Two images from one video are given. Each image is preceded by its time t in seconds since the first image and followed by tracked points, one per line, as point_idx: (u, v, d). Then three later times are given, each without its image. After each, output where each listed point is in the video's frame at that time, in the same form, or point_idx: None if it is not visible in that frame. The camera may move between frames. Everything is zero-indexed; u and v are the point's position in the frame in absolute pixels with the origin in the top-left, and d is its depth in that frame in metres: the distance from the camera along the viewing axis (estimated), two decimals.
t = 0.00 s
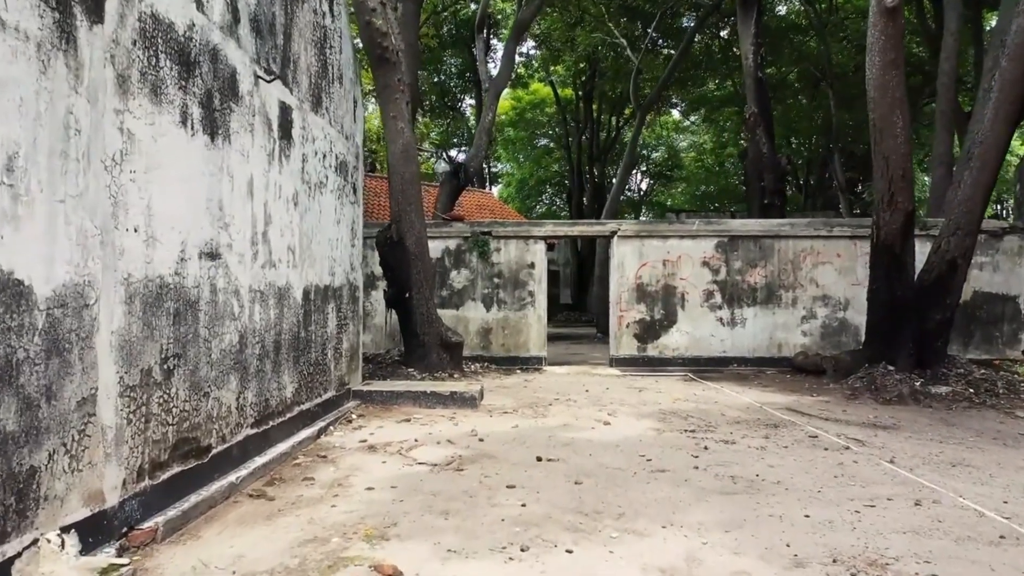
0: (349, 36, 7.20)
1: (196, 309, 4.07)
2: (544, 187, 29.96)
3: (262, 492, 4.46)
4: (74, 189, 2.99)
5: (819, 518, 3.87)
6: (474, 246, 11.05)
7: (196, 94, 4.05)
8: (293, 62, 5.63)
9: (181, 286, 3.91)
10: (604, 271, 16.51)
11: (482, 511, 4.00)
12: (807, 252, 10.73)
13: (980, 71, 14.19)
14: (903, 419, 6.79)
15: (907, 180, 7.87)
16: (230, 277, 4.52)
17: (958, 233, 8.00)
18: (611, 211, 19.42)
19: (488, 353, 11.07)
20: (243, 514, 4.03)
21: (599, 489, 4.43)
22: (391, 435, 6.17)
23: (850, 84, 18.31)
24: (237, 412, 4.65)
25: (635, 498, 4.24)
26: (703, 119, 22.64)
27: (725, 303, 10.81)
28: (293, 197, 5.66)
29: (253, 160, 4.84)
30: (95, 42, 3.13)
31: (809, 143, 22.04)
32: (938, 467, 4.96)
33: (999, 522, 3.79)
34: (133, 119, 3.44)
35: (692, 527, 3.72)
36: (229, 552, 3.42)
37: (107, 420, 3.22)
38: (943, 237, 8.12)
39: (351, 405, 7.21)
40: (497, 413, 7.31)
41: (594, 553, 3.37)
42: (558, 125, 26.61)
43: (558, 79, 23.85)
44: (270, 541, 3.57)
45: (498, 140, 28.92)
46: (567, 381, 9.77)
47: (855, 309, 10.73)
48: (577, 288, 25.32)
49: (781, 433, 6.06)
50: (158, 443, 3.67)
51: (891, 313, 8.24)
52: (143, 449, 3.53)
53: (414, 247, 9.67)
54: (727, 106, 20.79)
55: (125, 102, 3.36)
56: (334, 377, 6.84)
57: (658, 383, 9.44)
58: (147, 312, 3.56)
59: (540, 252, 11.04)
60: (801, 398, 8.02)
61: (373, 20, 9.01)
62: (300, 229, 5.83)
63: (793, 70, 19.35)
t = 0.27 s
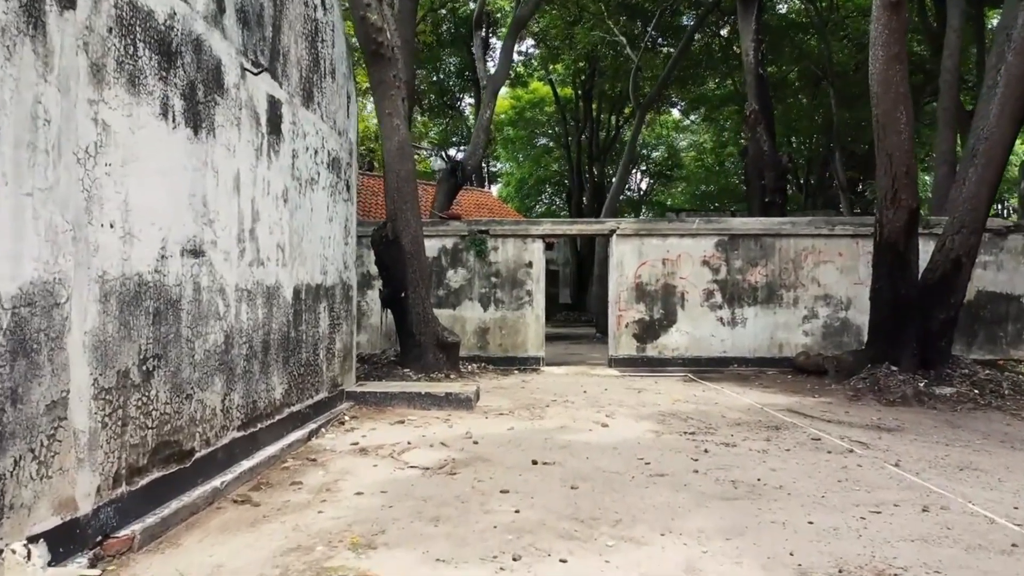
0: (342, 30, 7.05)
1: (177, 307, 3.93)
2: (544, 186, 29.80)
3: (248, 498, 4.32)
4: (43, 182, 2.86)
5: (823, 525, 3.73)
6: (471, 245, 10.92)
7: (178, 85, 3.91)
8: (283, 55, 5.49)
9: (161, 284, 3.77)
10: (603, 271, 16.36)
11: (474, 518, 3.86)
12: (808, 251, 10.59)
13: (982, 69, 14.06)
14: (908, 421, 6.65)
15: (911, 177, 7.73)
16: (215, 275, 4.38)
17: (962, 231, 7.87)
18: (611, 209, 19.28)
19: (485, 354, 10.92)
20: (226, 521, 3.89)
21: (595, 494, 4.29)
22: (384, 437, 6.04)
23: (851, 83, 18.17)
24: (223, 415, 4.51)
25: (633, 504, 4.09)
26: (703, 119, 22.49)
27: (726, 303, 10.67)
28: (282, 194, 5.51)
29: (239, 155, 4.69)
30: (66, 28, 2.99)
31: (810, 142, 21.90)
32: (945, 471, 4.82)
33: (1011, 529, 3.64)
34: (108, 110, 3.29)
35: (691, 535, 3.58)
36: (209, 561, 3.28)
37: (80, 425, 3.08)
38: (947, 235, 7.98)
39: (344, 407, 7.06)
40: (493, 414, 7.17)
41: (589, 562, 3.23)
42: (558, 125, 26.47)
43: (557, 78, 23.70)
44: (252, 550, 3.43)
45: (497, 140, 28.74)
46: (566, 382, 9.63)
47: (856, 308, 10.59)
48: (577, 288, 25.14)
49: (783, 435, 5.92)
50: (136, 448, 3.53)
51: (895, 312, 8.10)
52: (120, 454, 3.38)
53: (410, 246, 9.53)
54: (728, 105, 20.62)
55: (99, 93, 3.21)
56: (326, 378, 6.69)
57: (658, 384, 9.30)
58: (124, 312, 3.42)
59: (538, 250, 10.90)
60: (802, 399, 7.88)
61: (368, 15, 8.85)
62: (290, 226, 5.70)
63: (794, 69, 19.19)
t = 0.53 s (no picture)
0: (335, 22, 6.89)
1: (159, 305, 3.78)
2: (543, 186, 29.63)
3: (233, 502, 4.17)
4: (7, 170, 2.70)
5: (831, 531, 3.58)
6: (468, 243, 10.77)
7: (158, 73, 3.75)
8: (272, 46, 5.33)
9: (141, 280, 3.62)
10: (603, 270, 16.20)
11: (467, 523, 3.71)
12: (811, 249, 10.43)
13: (986, 67, 13.94)
14: (914, 422, 6.49)
15: (917, 173, 7.57)
16: (200, 272, 4.23)
17: (969, 229, 7.71)
18: (611, 208, 19.13)
19: (483, 353, 10.77)
20: (208, 527, 3.73)
21: (593, 498, 4.14)
22: (377, 439, 5.89)
23: (853, 81, 18.00)
24: (208, 416, 4.36)
25: (632, 509, 3.94)
26: (704, 117, 22.33)
27: (727, 302, 10.52)
28: (272, 188, 5.36)
29: (226, 148, 4.54)
30: (34, 10, 2.84)
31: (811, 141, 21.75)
32: (955, 474, 4.66)
33: None
34: (82, 97, 3.14)
35: (694, 542, 3.43)
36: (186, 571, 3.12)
37: (49, 427, 2.92)
38: (953, 232, 7.83)
39: (337, 407, 6.90)
40: (490, 415, 7.02)
41: (587, 571, 3.07)
42: (558, 124, 26.32)
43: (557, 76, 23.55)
44: (234, 558, 3.28)
45: (496, 139, 28.58)
46: (564, 382, 9.47)
47: (860, 307, 10.44)
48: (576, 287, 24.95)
49: (786, 437, 5.77)
50: (112, 451, 3.37)
51: (900, 311, 7.94)
52: (95, 458, 3.23)
53: (406, 244, 9.38)
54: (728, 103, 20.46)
55: (71, 78, 3.06)
56: (318, 378, 6.54)
57: (658, 384, 9.15)
58: (99, 309, 3.27)
59: (536, 249, 10.75)
60: (805, 400, 7.73)
61: (362, 9, 8.70)
62: (281, 222, 5.54)
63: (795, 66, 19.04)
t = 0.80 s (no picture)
0: (328, 14, 6.73)
1: (138, 303, 3.62)
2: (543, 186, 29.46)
3: (217, 509, 4.00)
4: None
5: (841, 540, 3.42)
6: (466, 242, 10.61)
7: (138, 61, 3.59)
8: (262, 36, 5.17)
9: (119, 277, 3.46)
10: (603, 270, 16.04)
11: (460, 531, 3.55)
12: (814, 247, 10.27)
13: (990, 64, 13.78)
14: (922, 424, 6.33)
15: (924, 169, 7.41)
16: (183, 269, 4.06)
17: (976, 226, 7.56)
18: (610, 207, 18.98)
19: (481, 353, 10.60)
20: (189, 535, 3.57)
21: (592, 505, 3.97)
22: (370, 442, 5.72)
23: (855, 79, 17.82)
24: (193, 419, 4.20)
25: (633, 516, 3.78)
26: (704, 116, 22.16)
27: (729, 301, 10.36)
28: (261, 183, 5.19)
29: (211, 140, 4.38)
30: None
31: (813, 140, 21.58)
32: (968, 479, 4.50)
33: None
34: (54, 84, 2.98)
35: (697, 552, 3.27)
36: None
37: (16, 432, 2.76)
38: (960, 230, 7.67)
39: (331, 409, 6.74)
40: (487, 416, 6.86)
41: None
42: (558, 123, 26.15)
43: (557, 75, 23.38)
44: (214, 569, 3.11)
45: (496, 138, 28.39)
46: (564, 382, 9.31)
47: (864, 307, 10.28)
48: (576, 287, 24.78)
49: (792, 440, 5.60)
50: (87, 456, 3.21)
51: (906, 310, 7.78)
52: (67, 464, 3.07)
53: (403, 242, 9.22)
54: (729, 102, 20.29)
55: (41, 64, 2.90)
56: (311, 379, 6.38)
57: (659, 385, 8.99)
58: (71, 307, 3.11)
59: (535, 247, 10.59)
60: (810, 401, 7.57)
61: (358, 3, 8.53)
62: (271, 218, 5.38)
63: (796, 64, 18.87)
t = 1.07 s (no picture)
0: (321, 6, 6.56)
1: (115, 303, 3.45)
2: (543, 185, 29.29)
3: (200, 518, 3.83)
4: None
5: (853, 553, 3.25)
6: (464, 241, 10.44)
7: (114, 48, 3.42)
8: (250, 27, 5.00)
9: (94, 276, 3.29)
10: (603, 270, 15.87)
11: (451, 543, 3.38)
12: (818, 246, 10.10)
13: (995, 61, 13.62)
14: (930, 427, 6.17)
15: (932, 166, 7.25)
16: (165, 268, 3.89)
17: (985, 225, 7.39)
18: (610, 206, 18.81)
19: (479, 354, 10.44)
20: (168, 547, 3.41)
21: (591, 514, 3.81)
22: (363, 446, 5.56)
23: (857, 77, 17.64)
24: (176, 424, 4.02)
25: (635, 527, 3.61)
26: (704, 115, 22.00)
27: (731, 301, 10.19)
28: (250, 179, 5.02)
29: (196, 133, 4.21)
30: None
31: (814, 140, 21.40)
32: (982, 486, 4.33)
33: None
34: (20, 71, 2.81)
35: (702, 566, 3.10)
36: None
37: None
38: (968, 228, 7.50)
39: (324, 412, 6.57)
40: (484, 419, 6.69)
41: None
42: (558, 122, 25.99)
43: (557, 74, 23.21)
44: None
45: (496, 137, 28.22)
46: (563, 384, 9.15)
47: (868, 307, 10.11)
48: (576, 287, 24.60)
49: (797, 444, 5.43)
50: (58, 465, 3.05)
51: (912, 311, 7.61)
52: (34, 473, 2.90)
53: (399, 241, 9.06)
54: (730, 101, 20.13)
55: (6, 49, 2.73)
56: (303, 382, 6.21)
57: (660, 386, 8.82)
58: (39, 307, 2.94)
59: (534, 246, 10.42)
60: (814, 403, 7.40)
61: None
62: (260, 216, 5.21)
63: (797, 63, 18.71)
